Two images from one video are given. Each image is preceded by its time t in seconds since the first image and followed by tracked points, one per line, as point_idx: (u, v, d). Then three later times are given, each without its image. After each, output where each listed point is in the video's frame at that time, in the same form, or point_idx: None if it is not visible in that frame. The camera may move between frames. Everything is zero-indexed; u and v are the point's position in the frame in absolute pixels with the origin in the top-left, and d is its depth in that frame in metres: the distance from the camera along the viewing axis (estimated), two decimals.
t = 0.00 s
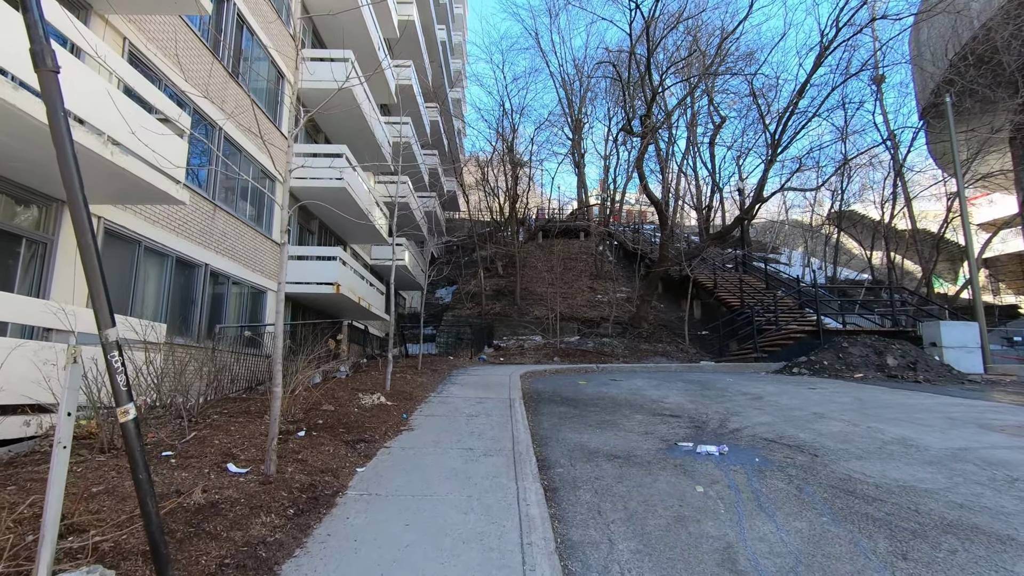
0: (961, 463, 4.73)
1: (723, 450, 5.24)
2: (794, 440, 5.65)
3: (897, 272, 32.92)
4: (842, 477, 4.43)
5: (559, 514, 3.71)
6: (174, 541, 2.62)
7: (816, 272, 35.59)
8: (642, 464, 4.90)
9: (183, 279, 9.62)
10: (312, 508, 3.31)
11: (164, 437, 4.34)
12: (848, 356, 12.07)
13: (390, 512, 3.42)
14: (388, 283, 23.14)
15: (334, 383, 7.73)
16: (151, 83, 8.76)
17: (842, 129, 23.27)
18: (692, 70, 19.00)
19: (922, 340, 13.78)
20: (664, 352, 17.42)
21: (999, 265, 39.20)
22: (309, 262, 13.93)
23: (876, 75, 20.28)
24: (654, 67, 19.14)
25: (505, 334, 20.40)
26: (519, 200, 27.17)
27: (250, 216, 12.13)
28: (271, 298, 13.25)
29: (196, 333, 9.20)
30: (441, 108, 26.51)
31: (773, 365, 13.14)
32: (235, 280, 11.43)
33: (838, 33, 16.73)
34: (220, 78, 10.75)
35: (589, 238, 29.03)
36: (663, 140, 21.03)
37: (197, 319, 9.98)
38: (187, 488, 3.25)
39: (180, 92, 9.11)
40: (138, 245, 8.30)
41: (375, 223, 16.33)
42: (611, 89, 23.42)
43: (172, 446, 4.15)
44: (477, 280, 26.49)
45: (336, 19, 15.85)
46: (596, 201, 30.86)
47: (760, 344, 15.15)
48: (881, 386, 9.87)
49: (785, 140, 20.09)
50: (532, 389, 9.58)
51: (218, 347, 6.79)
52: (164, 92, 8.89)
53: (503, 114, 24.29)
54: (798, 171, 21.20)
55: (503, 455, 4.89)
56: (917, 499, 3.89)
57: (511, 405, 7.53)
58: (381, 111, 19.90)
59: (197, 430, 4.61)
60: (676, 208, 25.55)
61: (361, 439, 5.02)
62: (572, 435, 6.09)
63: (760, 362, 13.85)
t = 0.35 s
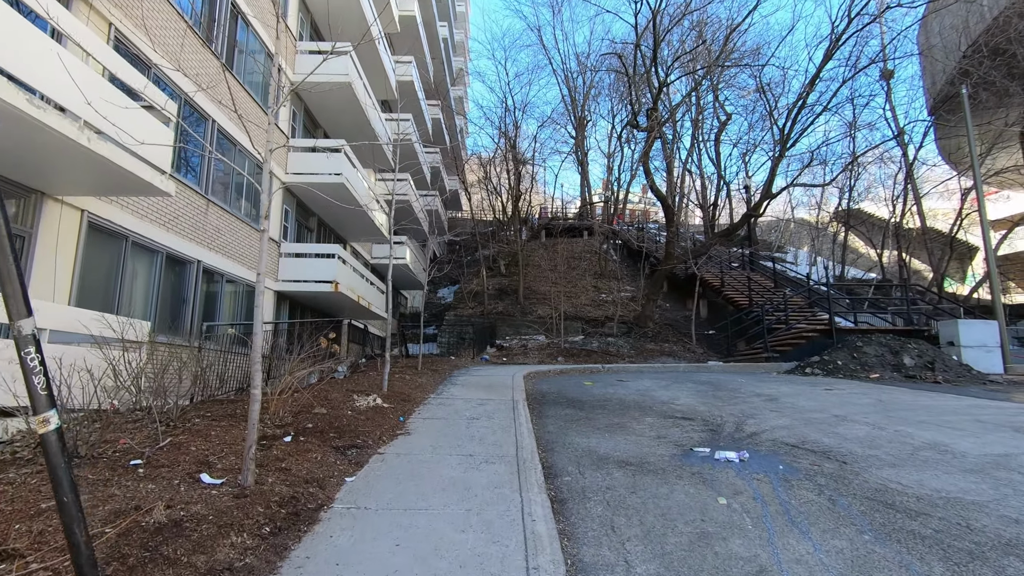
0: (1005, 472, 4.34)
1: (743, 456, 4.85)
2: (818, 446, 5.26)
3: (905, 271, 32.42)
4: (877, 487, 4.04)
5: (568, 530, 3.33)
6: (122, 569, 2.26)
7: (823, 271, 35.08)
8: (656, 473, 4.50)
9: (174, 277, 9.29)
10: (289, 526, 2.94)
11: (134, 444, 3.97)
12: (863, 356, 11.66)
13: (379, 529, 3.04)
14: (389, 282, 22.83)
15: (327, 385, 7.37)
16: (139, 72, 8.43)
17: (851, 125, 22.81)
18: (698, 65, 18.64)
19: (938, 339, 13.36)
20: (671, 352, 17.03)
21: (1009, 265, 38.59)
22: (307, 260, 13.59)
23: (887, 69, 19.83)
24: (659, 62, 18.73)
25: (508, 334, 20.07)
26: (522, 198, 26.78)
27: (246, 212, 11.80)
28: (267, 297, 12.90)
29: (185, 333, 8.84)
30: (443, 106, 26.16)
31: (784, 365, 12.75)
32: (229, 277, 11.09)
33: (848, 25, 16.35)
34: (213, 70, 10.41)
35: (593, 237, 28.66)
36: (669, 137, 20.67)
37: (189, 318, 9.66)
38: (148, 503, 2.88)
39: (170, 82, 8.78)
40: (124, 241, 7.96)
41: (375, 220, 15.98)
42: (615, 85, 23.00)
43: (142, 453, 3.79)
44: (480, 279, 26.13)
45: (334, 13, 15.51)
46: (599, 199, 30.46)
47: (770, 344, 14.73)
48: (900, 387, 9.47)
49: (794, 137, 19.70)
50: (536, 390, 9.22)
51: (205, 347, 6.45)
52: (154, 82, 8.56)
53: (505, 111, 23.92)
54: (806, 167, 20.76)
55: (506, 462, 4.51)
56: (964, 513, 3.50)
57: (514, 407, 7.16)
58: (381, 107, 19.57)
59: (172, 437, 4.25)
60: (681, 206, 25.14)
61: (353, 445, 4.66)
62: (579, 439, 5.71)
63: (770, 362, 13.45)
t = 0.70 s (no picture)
0: None
1: (772, 475, 4.46)
2: (852, 462, 4.87)
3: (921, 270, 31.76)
4: (926, 513, 3.65)
5: (585, 568, 2.96)
6: None
7: (836, 271, 34.47)
8: (678, 495, 4.13)
9: (172, 280, 9.03)
10: (268, 565, 2.59)
11: (108, 464, 3.65)
12: (885, 361, 11.21)
13: (373, 569, 2.69)
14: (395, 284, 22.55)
15: (324, 393, 7.04)
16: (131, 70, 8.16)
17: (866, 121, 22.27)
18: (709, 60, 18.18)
19: (963, 342, 12.88)
20: (682, 355, 16.61)
21: None
22: (310, 262, 13.29)
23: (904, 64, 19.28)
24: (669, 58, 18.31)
25: (516, 336, 19.73)
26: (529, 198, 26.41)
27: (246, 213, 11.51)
28: (270, 300, 12.62)
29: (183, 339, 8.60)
30: (449, 105, 25.84)
31: (802, 369, 12.30)
32: (230, 280, 10.82)
33: (864, 19, 15.88)
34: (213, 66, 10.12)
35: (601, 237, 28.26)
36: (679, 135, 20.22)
37: (188, 322, 9.38)
38: (110, 542, 2.54)
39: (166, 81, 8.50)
40: (118, 243, 7.70)
41: (380, 221, 15.66)
42: (623, 83, 22.59)
43: (116, 476, 3.46)
44: (487, 280, 25.79)
45: (337, 10, 15.24)
46: (608, 199, 30.05)
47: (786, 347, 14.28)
48: (927, 393, 9.03)
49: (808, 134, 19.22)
50: (546, 397, 8.86)
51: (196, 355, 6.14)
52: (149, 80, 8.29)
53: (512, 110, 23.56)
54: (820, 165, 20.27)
55: (515, 483, 4.15)
56: None
57: (523, 416, 6.81)
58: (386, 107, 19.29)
59: (152, 455, 3.93)
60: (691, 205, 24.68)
61: (349, 462, 4.32)
62: (593, 454, 5.32)
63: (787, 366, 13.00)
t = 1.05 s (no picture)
0: None
1: (806, 487, 4.04)
2: (893, 472, 4.42)
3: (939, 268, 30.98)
4: (988, 534, 3.21)
5: None
6: None
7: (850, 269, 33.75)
8: (703, 510, 3.71)
9: (168, 278, 8.73)
10: None
11: (71, 476, 3.30)
12: (910, 361, 10.69)
13: None
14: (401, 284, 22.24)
15: (322, 395, 6.69)
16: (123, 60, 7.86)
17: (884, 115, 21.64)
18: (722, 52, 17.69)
19: (991, 341, 12.33)
20: (695, 355, 16.13)
21: None
22: (311, 260, 12.96)
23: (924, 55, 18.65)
24: (681, 50, 17.80)
25: (524, 335, 19.32)
26: (537, 196, 26.01)
27: (246, 209, 11.23)
28: (271, 298, 12.32)
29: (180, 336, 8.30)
30: (456, 102, 25.50)
31: (822, 370, 11.79)
32: (229, 278, 10.52)
33: (885, 7, 15.30)
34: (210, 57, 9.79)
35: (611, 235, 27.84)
36: (691, 130, 19.73)
37: (185, 321, 9.08)
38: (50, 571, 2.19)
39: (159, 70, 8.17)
40: (109, 238, 7.39)
41: (385, 218, 15.34)
42: (633, 78, 22.11)
43: (76, 488, 3.11)
44: (494, 279, 25.42)
45: (341, 4, 14.92)
46: (617, 196, 29.58)
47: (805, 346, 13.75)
48: (959, 394, 8.53)
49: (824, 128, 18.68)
50: (555, 398, 8.47)
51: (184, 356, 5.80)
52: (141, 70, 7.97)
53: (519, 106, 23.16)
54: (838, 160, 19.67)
55: (521, 496, 3.76)
56: None
57: (531, 420, 6.41)
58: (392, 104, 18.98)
59: (124, 464, 3.59)
60: (703, 202, 24.17)
61: (340, 473, 3.95)
62: (606, 461, 4.91)
63: (806, 366, 12.50)
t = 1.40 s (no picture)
0: None
1: (843, 513, 3.64)
2: (936, 494, 4.02)
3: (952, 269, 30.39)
4: None
5: None
6: None
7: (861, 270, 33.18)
8: (730, 539, 3.32)
9: (159, 279, 8.40)
10: None
11: (18, 504, 2.94)
12: (934, 365, 10.22)
13: None
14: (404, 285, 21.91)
15: (315, 404, 6.34)
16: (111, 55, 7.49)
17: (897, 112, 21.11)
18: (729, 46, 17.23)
19: (1015, 344, 11.86)
20: (706, 357, 15.68)
21: None
22: (310, 261, 12.61)
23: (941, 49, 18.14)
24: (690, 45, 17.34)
25: (529, 337, 18.92)
26: (542, 196, 25.61)
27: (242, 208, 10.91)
28: (269, 300, 11.99)
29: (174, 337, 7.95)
30: (460, 102, 25.14)
31: (840, 374, 11.34)
32: (225, 280, 10.19)
33: None
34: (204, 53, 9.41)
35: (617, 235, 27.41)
36: (700, 127, 19.26)
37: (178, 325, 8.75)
38: None
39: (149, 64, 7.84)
40: (95, 239, 7.07)
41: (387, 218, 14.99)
42: (640, 75, 21.67)
43: (21, 520, 2.75)
44: (499, 280, 25.05)
45: None
46: (624, 196, 29.15)
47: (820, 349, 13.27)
48: (989, 401, 8.09)
49: (837, 125, 18.22)
50: (561, 405, 8.09)
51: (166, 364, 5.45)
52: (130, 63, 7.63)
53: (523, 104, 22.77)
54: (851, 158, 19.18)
55: (527, 524, 3.38)
56: None
57: (537, 431, 6.01)
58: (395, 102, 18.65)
59: (83, 488, 3.23)
60: (711, 202, 23.71)
61: (326, 496, 3.59)
62: (618, 480, 4.53)
63: (823, 370, 12.03)
